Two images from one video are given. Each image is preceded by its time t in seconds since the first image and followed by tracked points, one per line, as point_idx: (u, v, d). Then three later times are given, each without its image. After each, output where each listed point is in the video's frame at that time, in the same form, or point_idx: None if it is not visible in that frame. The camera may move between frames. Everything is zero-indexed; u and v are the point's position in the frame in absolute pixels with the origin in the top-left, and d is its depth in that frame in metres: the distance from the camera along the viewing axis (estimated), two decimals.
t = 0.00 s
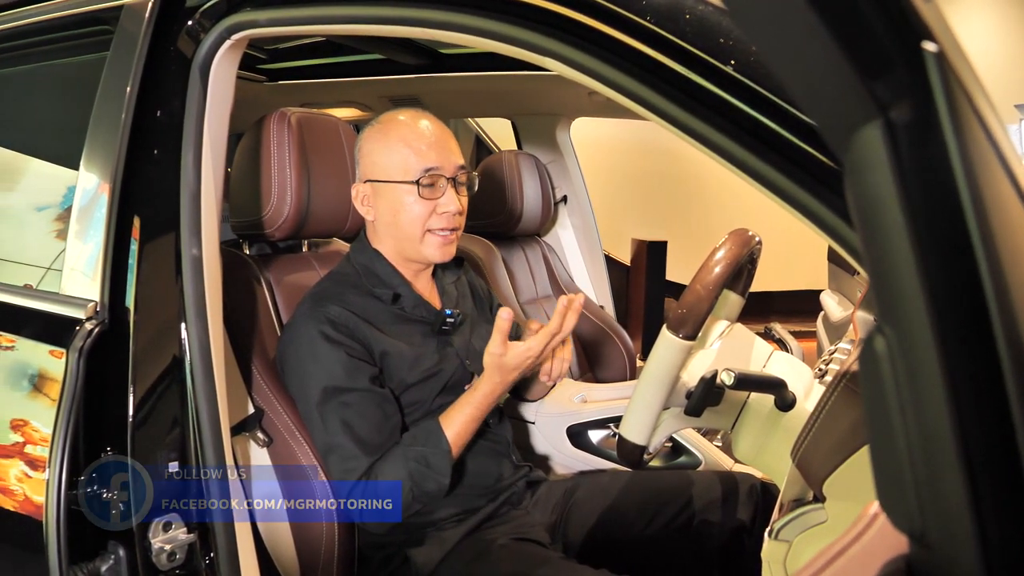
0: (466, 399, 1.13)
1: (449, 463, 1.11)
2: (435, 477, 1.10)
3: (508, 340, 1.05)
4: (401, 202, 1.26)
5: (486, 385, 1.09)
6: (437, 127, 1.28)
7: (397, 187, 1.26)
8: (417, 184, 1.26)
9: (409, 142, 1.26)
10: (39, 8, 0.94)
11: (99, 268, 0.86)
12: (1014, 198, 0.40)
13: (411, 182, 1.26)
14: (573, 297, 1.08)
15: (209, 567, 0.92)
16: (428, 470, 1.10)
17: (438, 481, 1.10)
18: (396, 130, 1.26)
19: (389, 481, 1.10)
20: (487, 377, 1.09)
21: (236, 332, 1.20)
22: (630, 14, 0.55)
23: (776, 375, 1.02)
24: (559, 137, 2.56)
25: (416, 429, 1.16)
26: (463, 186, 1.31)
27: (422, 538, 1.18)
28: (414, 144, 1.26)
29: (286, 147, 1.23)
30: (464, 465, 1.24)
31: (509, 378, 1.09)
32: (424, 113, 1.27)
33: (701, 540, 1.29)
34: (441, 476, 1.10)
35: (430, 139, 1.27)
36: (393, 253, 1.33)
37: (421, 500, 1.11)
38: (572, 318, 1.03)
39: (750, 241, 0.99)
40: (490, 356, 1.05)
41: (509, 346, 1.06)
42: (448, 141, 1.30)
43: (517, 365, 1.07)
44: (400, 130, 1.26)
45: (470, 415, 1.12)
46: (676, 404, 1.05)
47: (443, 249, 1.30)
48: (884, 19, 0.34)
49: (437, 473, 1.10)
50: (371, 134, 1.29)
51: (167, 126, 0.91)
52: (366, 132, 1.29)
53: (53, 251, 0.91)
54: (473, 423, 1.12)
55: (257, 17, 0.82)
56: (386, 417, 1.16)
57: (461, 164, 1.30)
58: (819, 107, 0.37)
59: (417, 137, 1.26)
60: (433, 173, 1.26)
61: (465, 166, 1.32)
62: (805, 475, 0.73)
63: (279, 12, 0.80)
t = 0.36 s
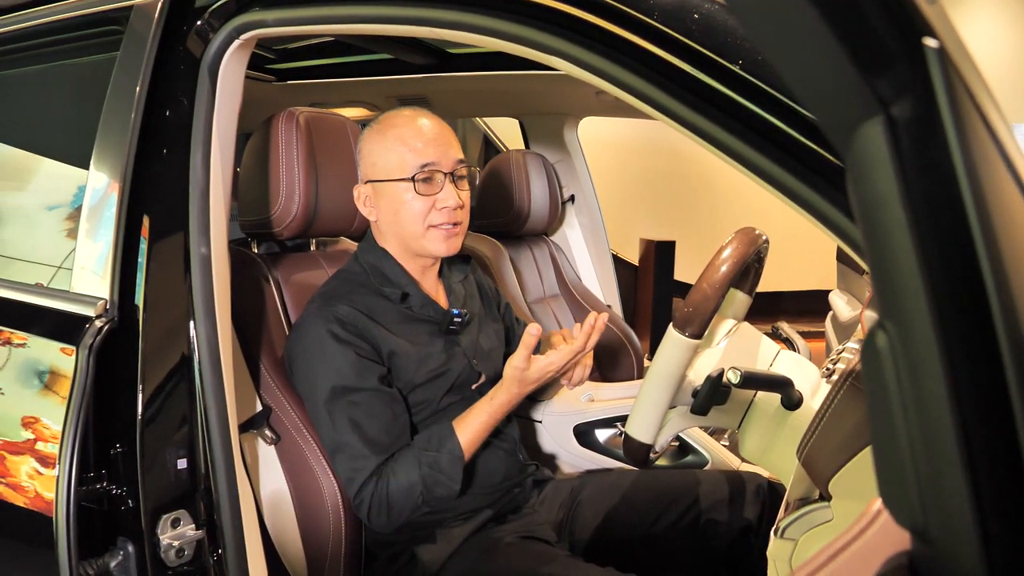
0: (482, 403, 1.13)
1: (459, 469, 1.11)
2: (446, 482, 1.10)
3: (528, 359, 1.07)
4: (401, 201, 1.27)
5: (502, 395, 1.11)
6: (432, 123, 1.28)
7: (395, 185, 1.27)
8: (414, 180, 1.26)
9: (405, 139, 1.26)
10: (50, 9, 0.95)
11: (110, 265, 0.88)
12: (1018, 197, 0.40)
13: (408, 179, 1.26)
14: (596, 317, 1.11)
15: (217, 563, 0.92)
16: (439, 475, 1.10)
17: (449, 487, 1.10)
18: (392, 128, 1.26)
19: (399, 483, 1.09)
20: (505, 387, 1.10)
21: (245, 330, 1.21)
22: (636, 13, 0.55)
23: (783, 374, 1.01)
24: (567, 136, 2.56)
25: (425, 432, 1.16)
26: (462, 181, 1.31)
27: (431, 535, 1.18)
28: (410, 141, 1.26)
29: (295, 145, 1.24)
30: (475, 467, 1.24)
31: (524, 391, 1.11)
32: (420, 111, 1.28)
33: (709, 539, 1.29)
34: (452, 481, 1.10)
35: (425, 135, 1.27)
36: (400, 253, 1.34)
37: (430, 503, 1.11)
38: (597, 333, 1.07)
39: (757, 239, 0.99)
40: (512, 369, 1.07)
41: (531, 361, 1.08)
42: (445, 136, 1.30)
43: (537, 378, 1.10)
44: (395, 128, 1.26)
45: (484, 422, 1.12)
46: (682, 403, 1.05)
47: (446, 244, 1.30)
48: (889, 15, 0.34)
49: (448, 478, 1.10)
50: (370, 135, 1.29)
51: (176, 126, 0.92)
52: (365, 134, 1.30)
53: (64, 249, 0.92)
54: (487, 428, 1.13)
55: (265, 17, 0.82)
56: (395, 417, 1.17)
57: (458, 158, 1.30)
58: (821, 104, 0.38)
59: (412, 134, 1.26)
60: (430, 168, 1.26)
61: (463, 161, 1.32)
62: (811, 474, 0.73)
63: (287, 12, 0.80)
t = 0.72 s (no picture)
0: (476, 390, 1.14)
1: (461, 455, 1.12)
2: (447, 470, 1.11)
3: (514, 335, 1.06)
4: (396, 207, 1.28)
5: (493, 378, 1.11)
6: (442, 131, 1.26)
7: (392, 190, 1.28)
8: (408, 190, 1.26)
9: (408, 145, 1.25)
10: (59, 9, 0.96)
11: (115, 265, 0.88)
12: (1019, 195, 0.40)
13: (403, 186, 1.26)
14: (568, 287, 1.11)
15: (222, 560, 0.93)
16: (441, 464, 1.11)
17: (450, 475, 1.11)
18: (402, 132, 1.26)
19: (401, 479, 1.09)
20: (495, 369, 1.10)
21: (250, 328, 1.22)
22: (640, 10, 0.55)
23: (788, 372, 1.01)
24: (573, 135, 2.56)
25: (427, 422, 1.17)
26: (461, 196, 1.28)
27: (434, 530, 1.19)
28: (412, 149, 1.25)
29: (300, 144, 1.25)
30: (475, 458, 1.26)
31: (514, 370, 1.10)
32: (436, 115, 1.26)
33: (713, 539, 1.29)
34: (453, 469, 1.12)
35: (429, 145, 1.25)
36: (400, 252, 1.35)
37: (433, 495, 1.11)
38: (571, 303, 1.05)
39: (762, 237, 0.99)
40: (497, 348, 1.06)
41: (516, 338, 1.07)
42: (453, 148, 1.27)
43: (524, 354, 1.09)
44: (405, 131, 1.26)
45: (479, 406, 1.13)
46: (686, 401, 1.05)
47: (435, 258, 1.30)
48: (889, 11, 0.34)
49: (449, 466, 1.11)
50: (385, 133, 1.30)
51: (183, 125, 0.93)
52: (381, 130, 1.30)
53: (72, 248, 0.92)
54: (482, 412, 1.14)
55: (271, 16, 0.83)
56: (399, 416, 1.17)
57: (462, 172, 1.28)
58: (822, 99, 0.38)
59: (417, 140, 1.25)
60: (425, 179, 1.25)
61: (469, 175, 1.29)
62: (815, 471, 0.73)
63: (294, 11, 0.80)
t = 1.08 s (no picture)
0: (487, 393, 1.14)
1: (467, 458, 1.12)
2: (453, 471, 1.11)
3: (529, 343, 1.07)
4: (400, 196, 1.28)
5: (505, 384, 1.11)
6: (439, 116, 1.28)
7: (394, 180, 1.28)
8: (411, 176, 1.27)
9: (404, 135, 1.26)
10: (66, 7, 0.97)
11: (122, 261, 0.88)
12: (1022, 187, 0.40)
13: (406, 173, 1.27)
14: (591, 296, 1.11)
15: (227, 556, 0.94)
16: (447, 464, 1.11)
17: (457, 477, 1.11)
18: (396, 122, 1.27)
19: (406, 476, 1.09)
20: (507, 376, 1.10)
21: (255, 325, 1.22)
22: (643, 4, 0.55)
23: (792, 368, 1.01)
24: (578, 134, 2.56)
25: (433, 424, 1.17)
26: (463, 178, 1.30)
27: (440, 528, 1.19)
28: (411, 135, 1.26)
29: (305, 141, 1.25)
30: (482, 459, 1.25)
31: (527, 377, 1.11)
32: (427, 104, 1.28)
33: (717, 536, 1.28)
34: (460, 471, 1.11)
35: (428, 130, 1.27)
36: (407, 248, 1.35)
37: (439, 495, 1.12)
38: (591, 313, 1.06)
39: (767, 234, 0.99)
40: (513, 356, 1.07)
41: (531, 346, 1.08)
42: (451, 131, 1.29)
43: (539, 362, 1.09)
44: (399, 120, 1.27)
45: (487, 413, 1.13)
46: (690, 398, 1.05)
47: (443, 243, 1.30)
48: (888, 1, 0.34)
49: (455, 468, 1.11)
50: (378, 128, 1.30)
51: (189, 122, 0.93)
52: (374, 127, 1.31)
53: (78, 246, 0.93)
54: (492, 417, 1.13)
55: (277, 13, 0.83)
56: (405, 413, 1.17)
57: (461, 154, 1.29)
58: (823, 89, 0.38)
59: (412, 129, 1.26)
60: (426, 163, 1.26)
61: (468, 158, 1.31)
62: (819, 467, 0.72)
63: (299, 8, 0.81)
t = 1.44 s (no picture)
0: (493, 395, 1.14)
1: (472, 459, 1.12)
2: (459, 473, 1.11)
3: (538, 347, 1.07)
4: (407, 196, 1.28)
5: (513, 386, 1.11)
6: (447, 117, 1.28)
7: (402, 180, 1.27)
8: (420, 176, 1.26)
9: (411, 135, 1.26)
10: (71, 7, 0.97)
11: (127, 261, 0.89)
12: None
13: (414, 173, 1.26)
14: (597, 301, 1.11)
15: (231, 556, 0.93)
16: (453, 465, 1.11)
17: (462, 478, 1.11)
18: (403, 122, 1.27)
19: (411, 475, 1.10)
20: (515, 378, 1.11)
21: (260, 325, 1.22)
22: (648, 3, 0.55)
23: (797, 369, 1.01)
24: (583, 134, 2.56)
25: (438, 425, 1.17)
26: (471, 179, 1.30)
27: (444, 528, 1.19)
28: (419, 136, 1.26)
29: (309, 141, 1.25)
30: (487, 459, 1.26)
31: (533, 380, 1.11)
32: (433, 105, 1.27)
33: (722, 537, 1.27)
34: (465, 472, 1.11)
35: (437, 130, 1.26)
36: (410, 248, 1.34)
37: (444, 496, 1.12)
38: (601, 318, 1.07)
39: (771, 234, 0.98)
40: (523, 358, 1.08)
41: (540, 348, 1.09)
42: (459, 132, 1.29)
43: (547, 366, 1.10)
44: (407, 121, 1.26)
45: (493, 414, 1.13)
46: (694, 399, 1.04)
47: (450, 243, 1.30)
48: None
49: (461, 469, 1.11)
50: (384, 128, 1.30)
51: (193, 122, 0.93)
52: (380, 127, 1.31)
53: (83, 246, 0.93)
54: (498, 419, 1.14)
55: (281, 13, 0.83)
56: (407, 411, 1.18)
57: (469, 156, 1.29)
58: (829, 88, 0.38)
59: (419, 129, 1.26)
60: (435, 164, 1.26)
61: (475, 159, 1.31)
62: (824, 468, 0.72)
63: (304, 8, 0.81)
